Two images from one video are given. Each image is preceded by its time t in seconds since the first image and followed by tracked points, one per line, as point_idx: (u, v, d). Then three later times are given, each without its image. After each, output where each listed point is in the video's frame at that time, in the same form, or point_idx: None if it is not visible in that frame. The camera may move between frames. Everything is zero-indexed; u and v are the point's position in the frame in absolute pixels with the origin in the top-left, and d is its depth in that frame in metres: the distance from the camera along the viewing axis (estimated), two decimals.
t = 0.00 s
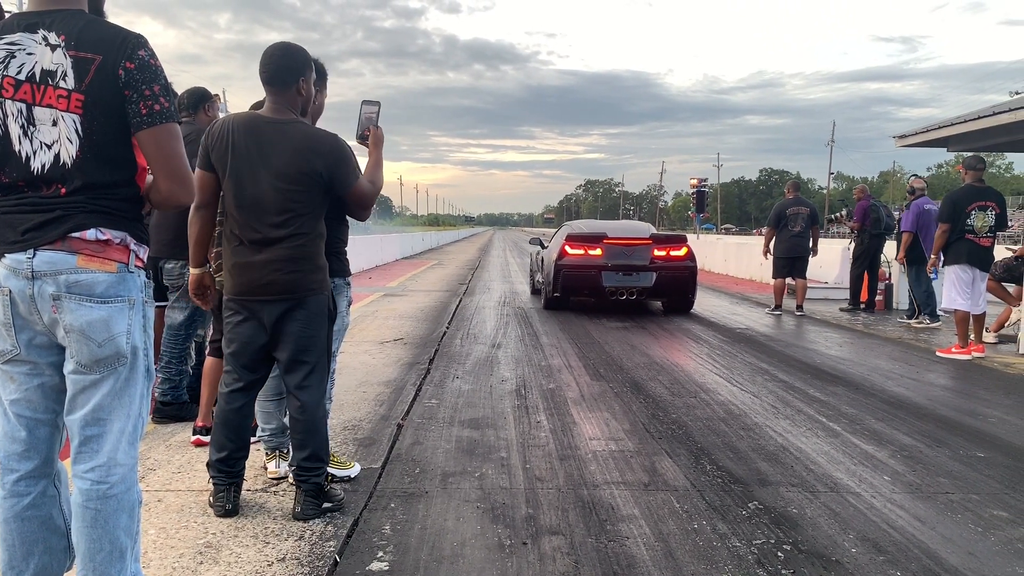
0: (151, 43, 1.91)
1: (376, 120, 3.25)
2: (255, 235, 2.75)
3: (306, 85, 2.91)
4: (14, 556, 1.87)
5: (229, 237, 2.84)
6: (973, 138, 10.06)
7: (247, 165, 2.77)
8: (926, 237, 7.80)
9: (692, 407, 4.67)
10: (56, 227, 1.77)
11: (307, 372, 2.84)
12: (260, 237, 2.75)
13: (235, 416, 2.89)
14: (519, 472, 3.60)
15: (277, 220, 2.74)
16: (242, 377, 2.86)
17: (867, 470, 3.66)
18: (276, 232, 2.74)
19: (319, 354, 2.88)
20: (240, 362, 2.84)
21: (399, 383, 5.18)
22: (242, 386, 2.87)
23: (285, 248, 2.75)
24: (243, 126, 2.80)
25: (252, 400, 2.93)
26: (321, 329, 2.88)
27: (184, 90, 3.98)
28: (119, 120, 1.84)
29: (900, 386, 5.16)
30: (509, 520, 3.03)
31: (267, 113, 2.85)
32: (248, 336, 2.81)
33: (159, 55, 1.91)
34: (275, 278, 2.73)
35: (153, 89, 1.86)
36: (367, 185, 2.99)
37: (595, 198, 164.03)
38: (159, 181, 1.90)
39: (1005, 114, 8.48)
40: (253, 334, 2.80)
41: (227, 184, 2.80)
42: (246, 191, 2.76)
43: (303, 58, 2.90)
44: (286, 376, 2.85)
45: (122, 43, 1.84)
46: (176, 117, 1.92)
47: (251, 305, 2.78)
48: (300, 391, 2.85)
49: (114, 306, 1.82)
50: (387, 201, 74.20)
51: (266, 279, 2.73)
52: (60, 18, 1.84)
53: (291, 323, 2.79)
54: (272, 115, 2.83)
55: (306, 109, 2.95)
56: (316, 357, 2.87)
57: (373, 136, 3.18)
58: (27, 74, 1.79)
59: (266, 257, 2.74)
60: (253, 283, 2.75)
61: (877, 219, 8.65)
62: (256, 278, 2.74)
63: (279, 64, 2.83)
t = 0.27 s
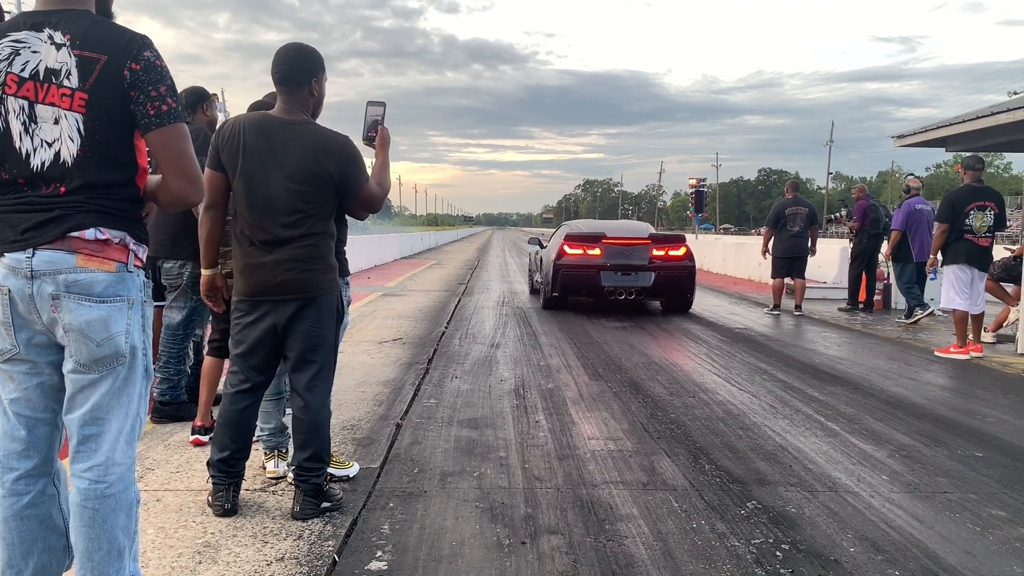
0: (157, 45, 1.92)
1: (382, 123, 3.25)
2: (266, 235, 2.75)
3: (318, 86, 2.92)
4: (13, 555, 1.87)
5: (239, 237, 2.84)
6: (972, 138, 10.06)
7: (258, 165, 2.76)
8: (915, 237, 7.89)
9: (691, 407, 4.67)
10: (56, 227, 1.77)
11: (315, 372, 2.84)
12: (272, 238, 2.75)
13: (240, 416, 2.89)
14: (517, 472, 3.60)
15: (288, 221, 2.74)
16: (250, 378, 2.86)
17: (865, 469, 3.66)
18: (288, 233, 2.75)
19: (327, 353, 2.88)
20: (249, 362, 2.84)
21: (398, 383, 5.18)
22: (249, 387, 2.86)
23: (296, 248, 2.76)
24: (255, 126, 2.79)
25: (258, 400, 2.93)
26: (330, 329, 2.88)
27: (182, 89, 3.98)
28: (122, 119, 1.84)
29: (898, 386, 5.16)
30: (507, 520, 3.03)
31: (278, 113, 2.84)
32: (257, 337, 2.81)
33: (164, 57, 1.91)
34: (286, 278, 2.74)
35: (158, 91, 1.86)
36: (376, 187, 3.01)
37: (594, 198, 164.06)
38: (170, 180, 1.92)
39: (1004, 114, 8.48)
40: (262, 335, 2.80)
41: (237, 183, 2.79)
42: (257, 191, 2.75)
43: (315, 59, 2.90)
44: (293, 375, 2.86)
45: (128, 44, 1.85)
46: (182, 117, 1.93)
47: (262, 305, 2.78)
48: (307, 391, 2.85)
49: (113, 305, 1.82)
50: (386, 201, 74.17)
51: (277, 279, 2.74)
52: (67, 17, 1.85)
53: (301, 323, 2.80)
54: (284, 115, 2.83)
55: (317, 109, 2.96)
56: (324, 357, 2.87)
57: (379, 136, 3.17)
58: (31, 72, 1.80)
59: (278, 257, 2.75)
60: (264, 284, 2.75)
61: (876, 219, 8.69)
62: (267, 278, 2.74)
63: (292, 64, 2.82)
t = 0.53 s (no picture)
0: (164, 47, 1.92)
1: (386, 124, 3.25)
2: (271, 235, 2.75)
3: (326, 87, 2.92)
4: (13, 554, 1.86)
5: (244, 236, 2.83)
6: (971, 138, 10.06)
7: (263, 165, 2.76)
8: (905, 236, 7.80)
9: (690, 407, 4.67)
10: (55, 226, 1.77)
11: (317, 372, 2.84)
12: (277, 238, 2.75)
13: (241, 416, 2.89)
14: (516, 471, 3.60)
15: (294, 221, 2.75)
16: (254, 377, 2.86)
17: (864, 469, 3.66)
18: (293, 233, 2.75)
19: (330, 353, 2.88)
20: (252, 362, 2.83)
21: (397, 383, 5.18)
22: (250, 387, 2.86)
23: (301, 248, 2.76)
24: (262, 125, 2.79)
25: (259, 400, 2.93)
26: (333, 329, 2.88)
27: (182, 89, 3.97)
28: (127, 119, 1.84)
29: (897, 386, 5.16)
30: (506, 520, 3.03)
31: (285, 113, 2.83)
32: (259, 337, 2.81)
33: (171, 59, 1.92)
34: (291, 278, 2.74)
35: (163, 92, 1.86)
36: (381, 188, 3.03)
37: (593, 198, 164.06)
38: (166, 185, 1.91)
39: (1003, 114, 8.48)
40: (266, 334, 2.80)
41: (243, 182, 2.78)
42: (262, 190, 2.75)
43: (323, 60, 2.90)
44: (296, 374, 2.86)
45: (137, 45, 1.85)
46: (185, 121, 1.93)
47: (266, 304, 2.77)
48: (309, 391, 2.85)
49: (113, 305, 1.82)
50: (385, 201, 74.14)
51: (282, 279, 2.74)
52: (76, 16, 1.86)
53: (305, 323, 2.80)
54: (291, 115, 2.82)
55: (324, 110, 2.96)
56: (327, 356, 2.87)
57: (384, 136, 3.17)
58: (38, 68, 1.80)
59: (283, 257, 2.74)
60: (268, 284, 2.75)
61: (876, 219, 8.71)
62: (271, 278, 2.74)
63: (301, 65, 2.82)
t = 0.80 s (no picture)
0: (173, 51, 1.94)
1: (386, 122, 3.25)
2: (272, 235, 2.75)
3: (328, 87, 2.93)
4: (14, 551, 1.86)
5: (244, 236, 2.83)
6: (971, 138, 10.06)
7: (265, 165, 2.76)
8: (892, 238, 8.00)
9: (689, 406, 4.67)
10: (56, 225, 1.77)
11: (318, 372, 2.84)
12: (278, 237, 2.75)
13: (241, 416, 2.89)
14: (516, 471, 3.60)
15: (295, 221, 2.75)
16: (254, 377, 2.85)
17: (864, 469, 3.66)
18: (294, 233, 2.75)
19: (331, 352, 2.88)
20: (252, 362, 2.83)
21: (396, 383, 5.18)
22: (250, 387, 2.86)
23: (302, 248, 2.76)
24: (263, 125, 2.78)
25: (258, 399, 2.93)
26: (333, 329, 2.88)
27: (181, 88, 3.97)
28: (131, 120, 1.85)
29: (896, 386, 5.16)
30: (506, 520, 3.03)
31: (286, 112, 2.83)
32: (260, 337, 2.80)
33: (179, 63, 1.94)
34: (292, 278, 2.74)
35: (170, 96, 1.88)
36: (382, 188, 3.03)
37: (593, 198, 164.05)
38: (171, 187, 1.92)
39: (1003, 114, 8.48)
40: (266, 334, 2.80)
41: (244, 182, 2.78)
42: (264, 190, 2.75)
43: (325, 60, 2.90)
44: (297, 373, 2.86)
45: (146, 48, 1.87)
46: (192, 125, 1.93)
47: (266, 304, 2.77)
48: (310, 391, 2.85)
49: (112, 304, 1.82)
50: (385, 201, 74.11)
51: (283, 279, 2.73)
52: (88, 15, 1.86)
53: (307, 323, 2.80)
54: (292, 115, 2.82)
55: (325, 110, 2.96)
56: (327, 356, 2.87)
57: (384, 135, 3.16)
58: (45, 63, 1.80)
59: (284, 257, 2.74)
60: (268, 283, 2.75)
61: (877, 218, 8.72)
62: (272, 278, 2.74)
63: (303, 64, 2.82)
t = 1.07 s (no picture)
0: (181, 55, 1.93)
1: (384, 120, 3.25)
2: (271, 235, 2.75)
3: (327, 86, 2.93)
4: (16, 550, 1.86)
5: (244, 236, 2.83)
6: (971, 138, 10.05)
7: (263, 164, 2.75)
8: (876, 239, 8.28)
9: (689, 406, 4.67)
10: (57, 224, 1.76)
11: (317, 371, 2.84)
12: (277, 237, 2.75)
13: (241, 415, 2.89)
14: (515, 471, 3.60)
15: (294, 221, 2.75)
16: (254, 376, 2.85)
17: (864, 469, 3.66)
18: (293, 232, 2.75)
19: (330, 352, 2.88)
20: (252, 361, 2.83)
21: (396, 382, 5.18)
22: (250, 386, 2.86)
23: (301, 248, 2.76)
24: (262, 124, 2.78)
25: (258, 399, 2.93)
26: (333, 329, 2.88)
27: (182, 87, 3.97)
28: (135, 120, 1.84)
29: (896, 386, 5.16)
30: (506, 519, 3.03)
31: (285, 112, 2.83)
32: (260, 336, 2.80)
33: (186, 67, 1.92)
34: (291, 277, 2.74)
35: (173, 97, 1.85)
36: (380, 187, 3.03)
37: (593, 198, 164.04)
38: (167, 189, 1.88)
39: (1004, 114, 8.47)
40: (266, 334, 2.80)
41: (243, 182, 2.78)
42: (263, 190, 2.75)
43: (323, 59, 2.90)
44: (297, 372, 2.86)
45: (154, 50, 1.86)
46: (193, 128, 1.91)
47: (265, 304, 2.77)
48: (310, 391, 2.85)
49: (114, 304, 1.82)
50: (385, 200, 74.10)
51: (282, 279, 2.73)
52: (101, 14, 1.87)
53: (306, 322, 2.80)
54: (291, 115, 2.82)
55: (322, 110, 2.95)
56: (327, 356, 2.87)
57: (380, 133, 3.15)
58: (56, 59, 1.81)
59: (284, 257, 2.74)
60: (267, 283, 2.75)
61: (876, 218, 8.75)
62: (271, 278, 2.74)
63: (301, 64, 2.82)
